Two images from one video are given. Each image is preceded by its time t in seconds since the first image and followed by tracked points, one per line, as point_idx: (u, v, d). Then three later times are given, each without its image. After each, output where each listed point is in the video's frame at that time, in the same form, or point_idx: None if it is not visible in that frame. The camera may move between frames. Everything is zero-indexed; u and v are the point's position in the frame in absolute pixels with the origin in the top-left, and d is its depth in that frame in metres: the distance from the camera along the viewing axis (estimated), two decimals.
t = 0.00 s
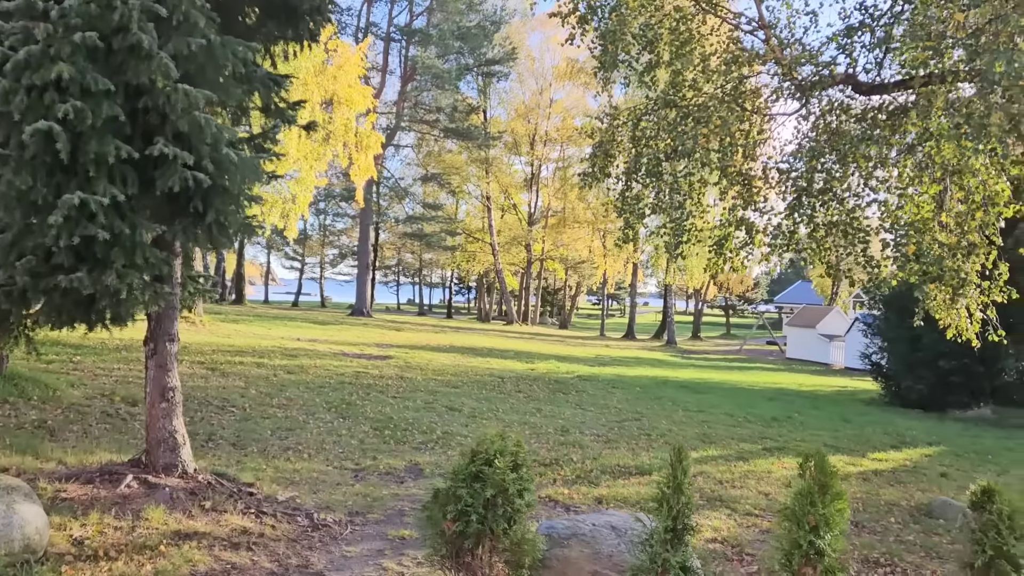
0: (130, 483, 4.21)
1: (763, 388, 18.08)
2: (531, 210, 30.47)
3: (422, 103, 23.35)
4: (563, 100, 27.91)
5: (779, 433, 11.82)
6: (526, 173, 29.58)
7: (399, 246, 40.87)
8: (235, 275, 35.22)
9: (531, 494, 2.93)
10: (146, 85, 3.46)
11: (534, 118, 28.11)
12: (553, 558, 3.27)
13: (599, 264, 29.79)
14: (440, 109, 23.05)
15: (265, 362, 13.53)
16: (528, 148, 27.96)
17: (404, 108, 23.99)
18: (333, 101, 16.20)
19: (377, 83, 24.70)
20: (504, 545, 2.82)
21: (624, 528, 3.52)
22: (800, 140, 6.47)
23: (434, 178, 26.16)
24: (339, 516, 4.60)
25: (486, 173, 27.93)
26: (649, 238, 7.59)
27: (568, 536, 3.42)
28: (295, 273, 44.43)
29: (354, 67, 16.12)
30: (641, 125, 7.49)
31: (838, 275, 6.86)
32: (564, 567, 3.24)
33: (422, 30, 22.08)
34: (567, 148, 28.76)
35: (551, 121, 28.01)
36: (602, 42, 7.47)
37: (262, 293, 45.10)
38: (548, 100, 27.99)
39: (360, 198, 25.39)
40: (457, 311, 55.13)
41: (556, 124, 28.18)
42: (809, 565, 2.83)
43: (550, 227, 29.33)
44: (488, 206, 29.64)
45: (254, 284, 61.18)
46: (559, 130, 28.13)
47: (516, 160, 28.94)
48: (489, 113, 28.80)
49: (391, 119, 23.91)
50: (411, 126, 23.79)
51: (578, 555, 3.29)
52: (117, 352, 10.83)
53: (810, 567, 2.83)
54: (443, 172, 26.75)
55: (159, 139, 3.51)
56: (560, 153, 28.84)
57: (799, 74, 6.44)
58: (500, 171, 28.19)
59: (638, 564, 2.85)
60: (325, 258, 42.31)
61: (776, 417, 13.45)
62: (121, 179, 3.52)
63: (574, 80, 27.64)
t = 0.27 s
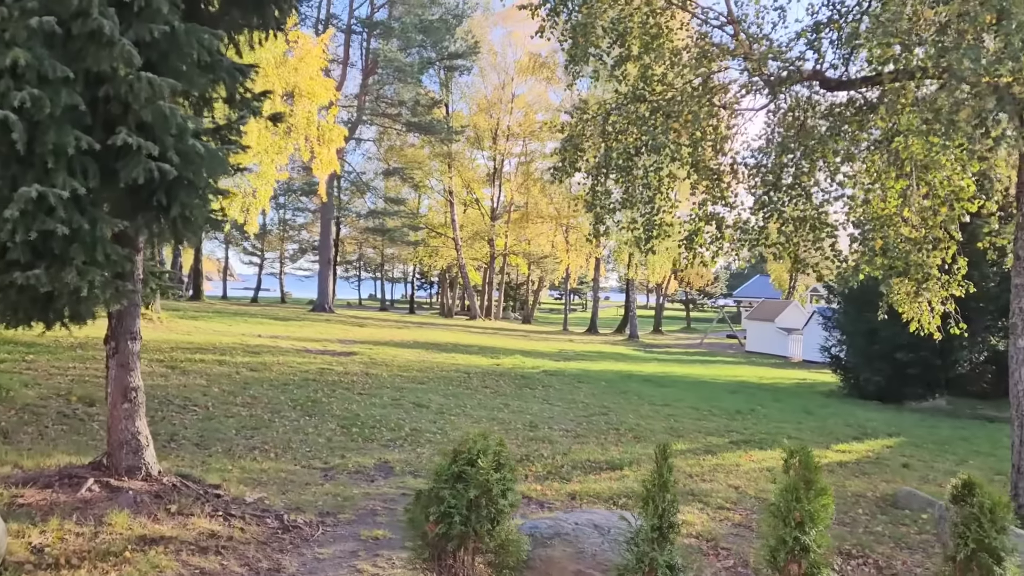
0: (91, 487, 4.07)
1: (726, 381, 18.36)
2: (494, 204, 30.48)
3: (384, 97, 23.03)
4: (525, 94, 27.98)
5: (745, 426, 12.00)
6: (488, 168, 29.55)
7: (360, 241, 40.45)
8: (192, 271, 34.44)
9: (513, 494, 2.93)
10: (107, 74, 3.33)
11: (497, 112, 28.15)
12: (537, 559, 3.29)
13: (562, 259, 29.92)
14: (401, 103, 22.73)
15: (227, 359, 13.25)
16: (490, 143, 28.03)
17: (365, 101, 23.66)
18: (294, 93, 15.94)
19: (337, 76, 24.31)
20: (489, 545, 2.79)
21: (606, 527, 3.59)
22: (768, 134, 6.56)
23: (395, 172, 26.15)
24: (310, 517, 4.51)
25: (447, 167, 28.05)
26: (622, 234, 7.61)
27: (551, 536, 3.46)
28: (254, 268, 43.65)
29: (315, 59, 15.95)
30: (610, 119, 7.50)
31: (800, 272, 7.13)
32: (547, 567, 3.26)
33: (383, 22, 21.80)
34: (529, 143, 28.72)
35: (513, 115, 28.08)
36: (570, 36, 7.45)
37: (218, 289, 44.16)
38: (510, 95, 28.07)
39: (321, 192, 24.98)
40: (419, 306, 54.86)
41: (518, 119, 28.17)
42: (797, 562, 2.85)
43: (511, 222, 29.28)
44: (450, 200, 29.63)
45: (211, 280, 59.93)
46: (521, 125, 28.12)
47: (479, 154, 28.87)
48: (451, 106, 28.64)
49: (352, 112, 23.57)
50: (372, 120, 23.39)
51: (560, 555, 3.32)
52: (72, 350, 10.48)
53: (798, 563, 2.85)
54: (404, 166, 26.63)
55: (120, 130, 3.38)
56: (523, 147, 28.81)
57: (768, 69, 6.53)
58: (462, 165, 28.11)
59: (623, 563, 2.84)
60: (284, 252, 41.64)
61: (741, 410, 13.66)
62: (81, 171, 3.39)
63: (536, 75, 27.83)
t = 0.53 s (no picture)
0: (63, 491, 3.95)
1: (697, 375, 18.57)
2: (461, 199, 30.43)
3: (350, 90, 22.78)
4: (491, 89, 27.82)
5: (718, 419, 12.14)
6: (455, 162, 29.48)
7: (325, 236, 40.04)
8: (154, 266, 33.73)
9: (509, 494, 2.90)
10: (81, 65, 3.23)
11: (463, 106, 27.90)
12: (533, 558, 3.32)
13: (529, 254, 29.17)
14: (367, 96, 22.60)
15: (195, 357, 13.02)
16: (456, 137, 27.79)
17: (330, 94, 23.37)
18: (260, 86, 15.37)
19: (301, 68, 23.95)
20: (485, 547, 2.78)
21: (600, 525, 3.65)
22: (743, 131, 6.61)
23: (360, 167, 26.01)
24: (290, 519, 4.45)
25: (414, 161, 27.66)
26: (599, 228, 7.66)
27: (546, 536, 3.51)
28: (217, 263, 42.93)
29: (282, 51, 15.46)
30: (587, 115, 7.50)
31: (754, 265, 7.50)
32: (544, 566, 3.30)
33: (349, 14, 21.53)
34: (496, 137, 28.51)
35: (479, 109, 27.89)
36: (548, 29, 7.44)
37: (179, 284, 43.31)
38: (476, 89, 27.87)
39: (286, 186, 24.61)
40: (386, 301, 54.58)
41: (484, 113, 27.99)
42: (793, 557, 2.88)
43: (479, 216, 29.01)
44: (417, 194, 29.57)
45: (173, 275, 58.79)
46: (488, 119, 27.93)
47: (445, 148, 28.80)
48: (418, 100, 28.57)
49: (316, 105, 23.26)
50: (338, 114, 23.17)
51: (556, 555, 3.36)
52: (34, 350, 10.18)
53: (794, 559, 2.88)
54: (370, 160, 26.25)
55: (96, 124, 3.28)
56: (489, 142, 28.68)
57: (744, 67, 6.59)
58: (429, 160, 28.01)
59: (619, 563, 2.83)
60: (248, 247, 41.02)
61: (713, 403, 13.82)
62: (54, 166, 3.28)
63: (503, 69, 27.79)
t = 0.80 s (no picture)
0: (37, 498, 3.84)
1: (667, 369, 18.74)
2: (427, 193, 30.34)
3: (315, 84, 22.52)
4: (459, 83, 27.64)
5: (692, 413, 12.27)
6: (422, 157, 29.40)
7: (290, 231, 39.58)
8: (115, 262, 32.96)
9: (506, 497, 2.91)
10: (59, 58, 3.13)
11: (430, 101, 27.78)
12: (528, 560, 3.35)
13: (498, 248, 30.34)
14: (333, 91, 22.41)
15: (162, 356, 12.79)
16: (424, 132, 27.73)
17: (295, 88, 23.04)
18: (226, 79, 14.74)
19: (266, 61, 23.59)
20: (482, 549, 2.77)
21: (594, 525, 3.67)
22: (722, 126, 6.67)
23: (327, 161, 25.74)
24: (272, 521, 4.39)
25: (381, 157, 27.66)
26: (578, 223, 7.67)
27: (540, 536, 3.53)
28: (180, 259, 42.12)
29: (248, 45, 15.06)
30: (566, 110, 7.51)
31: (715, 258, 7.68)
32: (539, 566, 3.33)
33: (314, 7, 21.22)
34: (463, 132, 28.45)
35: (446, 103, 27.78)
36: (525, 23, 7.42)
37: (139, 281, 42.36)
38: (443, 84, 27.68)
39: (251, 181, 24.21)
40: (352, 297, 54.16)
41: (451, 107, 27.82)
42: (790, 556, 2.88)
43: (448, 212, 28.85)
44: (384, 189, 29.47)
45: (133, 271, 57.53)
46: (455, 114, 27.76)
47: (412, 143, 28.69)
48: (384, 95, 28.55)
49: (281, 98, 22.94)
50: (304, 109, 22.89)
51: (551, 555, 3.38)
52: None
53: (789, 558, 2.88)
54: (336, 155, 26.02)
55: (74, 121, 3.19)
56: (456, 136, 28.58)
57: (723, 63, 6.66)
58: (396, 154, 27.87)
59: (617, 564, 2.83)
60: (210, 242, 40.32)
61: (686, 398, 13.97)
62: (30, 163, 3.19)
63: (470, 64, 27.72)
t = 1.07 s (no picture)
0: (6, 502, 3.73)
1: (640, 366, 18.88)
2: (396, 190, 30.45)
3: (282, 80, 22.37)
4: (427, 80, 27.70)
5: (666, 409, 12.37)
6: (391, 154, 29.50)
7: (257, 228, 39.10)
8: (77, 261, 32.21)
9: (497, 496, 2.90)
10: (32, 49, 3.05)
11: (398, 97, 27.80)
12: (516, 559, 3.35)
13: (468, 246, 29.99)
14: (300, 87, 22.19)
15: (130, 355, 12.54)
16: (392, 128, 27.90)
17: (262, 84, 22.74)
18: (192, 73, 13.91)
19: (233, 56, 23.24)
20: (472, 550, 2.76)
21: (582, 523, 3.66)
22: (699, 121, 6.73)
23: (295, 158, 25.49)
24: (250, 523, 4.32)
25: (349, 153, 27.39)
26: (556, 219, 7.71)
27: (529, 535, 3.53)
28: (144, 257, 41.34)
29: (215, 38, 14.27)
30: (543, 108, 7.46)
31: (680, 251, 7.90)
32: (528, 566, 3.33)
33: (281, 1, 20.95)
34: (432, 129, 28.65)
35: (415, 100, 27.89)
36: (501, 19, 7.34)
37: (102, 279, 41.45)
38: (411, 80, 27.69)
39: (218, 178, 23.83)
40: (321, 295, 53.74)
41: (420, 104, 27.85)
42: (779, 551, 2.72)
43: (417, 209, 28.83)
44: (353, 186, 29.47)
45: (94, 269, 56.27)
46: (423, 110, 27.94)
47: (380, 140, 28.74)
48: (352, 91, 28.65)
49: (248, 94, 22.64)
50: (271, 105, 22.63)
51: (541, 555, 3.39)
52: None
53: (779, 552, 2.72)
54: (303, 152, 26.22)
55: (47, 113, 3.12)
56: (425, 134, 28.65)
57: (700, 59, 6.69)
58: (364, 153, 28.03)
59: (607, 562, 2.82)
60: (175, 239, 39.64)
61: (660, 394, 14.08)
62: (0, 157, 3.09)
63: (439, 60, 27.72)
